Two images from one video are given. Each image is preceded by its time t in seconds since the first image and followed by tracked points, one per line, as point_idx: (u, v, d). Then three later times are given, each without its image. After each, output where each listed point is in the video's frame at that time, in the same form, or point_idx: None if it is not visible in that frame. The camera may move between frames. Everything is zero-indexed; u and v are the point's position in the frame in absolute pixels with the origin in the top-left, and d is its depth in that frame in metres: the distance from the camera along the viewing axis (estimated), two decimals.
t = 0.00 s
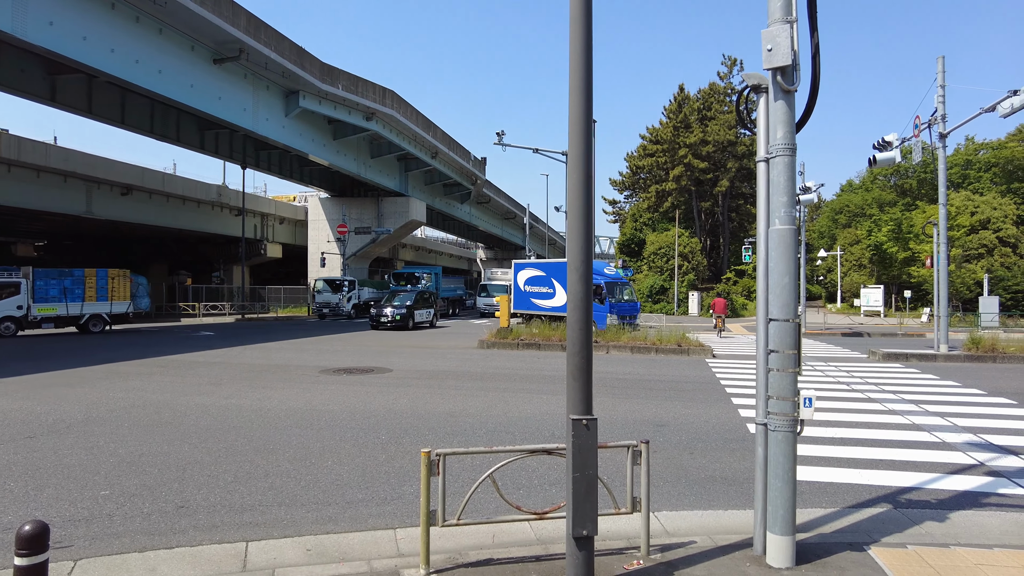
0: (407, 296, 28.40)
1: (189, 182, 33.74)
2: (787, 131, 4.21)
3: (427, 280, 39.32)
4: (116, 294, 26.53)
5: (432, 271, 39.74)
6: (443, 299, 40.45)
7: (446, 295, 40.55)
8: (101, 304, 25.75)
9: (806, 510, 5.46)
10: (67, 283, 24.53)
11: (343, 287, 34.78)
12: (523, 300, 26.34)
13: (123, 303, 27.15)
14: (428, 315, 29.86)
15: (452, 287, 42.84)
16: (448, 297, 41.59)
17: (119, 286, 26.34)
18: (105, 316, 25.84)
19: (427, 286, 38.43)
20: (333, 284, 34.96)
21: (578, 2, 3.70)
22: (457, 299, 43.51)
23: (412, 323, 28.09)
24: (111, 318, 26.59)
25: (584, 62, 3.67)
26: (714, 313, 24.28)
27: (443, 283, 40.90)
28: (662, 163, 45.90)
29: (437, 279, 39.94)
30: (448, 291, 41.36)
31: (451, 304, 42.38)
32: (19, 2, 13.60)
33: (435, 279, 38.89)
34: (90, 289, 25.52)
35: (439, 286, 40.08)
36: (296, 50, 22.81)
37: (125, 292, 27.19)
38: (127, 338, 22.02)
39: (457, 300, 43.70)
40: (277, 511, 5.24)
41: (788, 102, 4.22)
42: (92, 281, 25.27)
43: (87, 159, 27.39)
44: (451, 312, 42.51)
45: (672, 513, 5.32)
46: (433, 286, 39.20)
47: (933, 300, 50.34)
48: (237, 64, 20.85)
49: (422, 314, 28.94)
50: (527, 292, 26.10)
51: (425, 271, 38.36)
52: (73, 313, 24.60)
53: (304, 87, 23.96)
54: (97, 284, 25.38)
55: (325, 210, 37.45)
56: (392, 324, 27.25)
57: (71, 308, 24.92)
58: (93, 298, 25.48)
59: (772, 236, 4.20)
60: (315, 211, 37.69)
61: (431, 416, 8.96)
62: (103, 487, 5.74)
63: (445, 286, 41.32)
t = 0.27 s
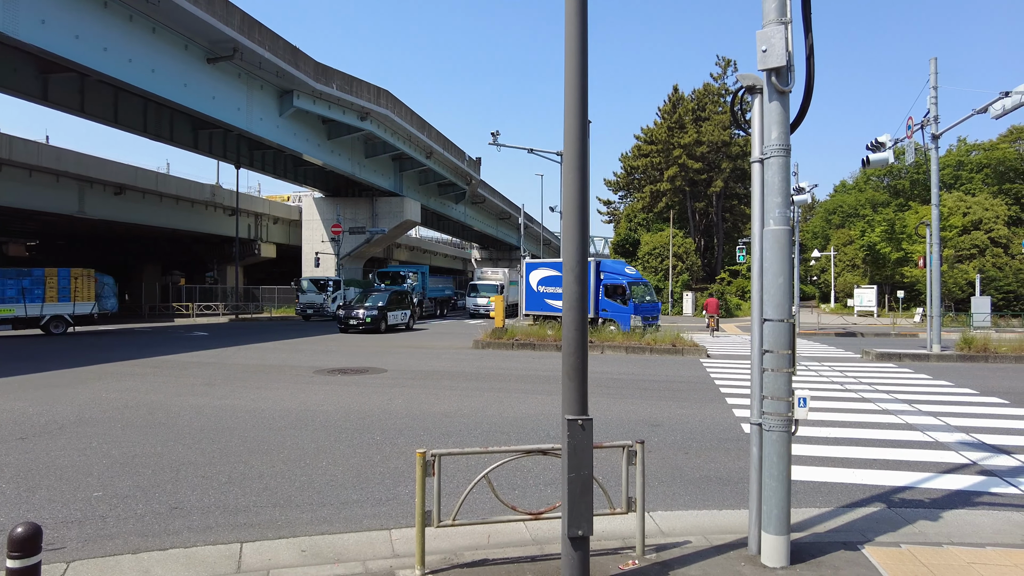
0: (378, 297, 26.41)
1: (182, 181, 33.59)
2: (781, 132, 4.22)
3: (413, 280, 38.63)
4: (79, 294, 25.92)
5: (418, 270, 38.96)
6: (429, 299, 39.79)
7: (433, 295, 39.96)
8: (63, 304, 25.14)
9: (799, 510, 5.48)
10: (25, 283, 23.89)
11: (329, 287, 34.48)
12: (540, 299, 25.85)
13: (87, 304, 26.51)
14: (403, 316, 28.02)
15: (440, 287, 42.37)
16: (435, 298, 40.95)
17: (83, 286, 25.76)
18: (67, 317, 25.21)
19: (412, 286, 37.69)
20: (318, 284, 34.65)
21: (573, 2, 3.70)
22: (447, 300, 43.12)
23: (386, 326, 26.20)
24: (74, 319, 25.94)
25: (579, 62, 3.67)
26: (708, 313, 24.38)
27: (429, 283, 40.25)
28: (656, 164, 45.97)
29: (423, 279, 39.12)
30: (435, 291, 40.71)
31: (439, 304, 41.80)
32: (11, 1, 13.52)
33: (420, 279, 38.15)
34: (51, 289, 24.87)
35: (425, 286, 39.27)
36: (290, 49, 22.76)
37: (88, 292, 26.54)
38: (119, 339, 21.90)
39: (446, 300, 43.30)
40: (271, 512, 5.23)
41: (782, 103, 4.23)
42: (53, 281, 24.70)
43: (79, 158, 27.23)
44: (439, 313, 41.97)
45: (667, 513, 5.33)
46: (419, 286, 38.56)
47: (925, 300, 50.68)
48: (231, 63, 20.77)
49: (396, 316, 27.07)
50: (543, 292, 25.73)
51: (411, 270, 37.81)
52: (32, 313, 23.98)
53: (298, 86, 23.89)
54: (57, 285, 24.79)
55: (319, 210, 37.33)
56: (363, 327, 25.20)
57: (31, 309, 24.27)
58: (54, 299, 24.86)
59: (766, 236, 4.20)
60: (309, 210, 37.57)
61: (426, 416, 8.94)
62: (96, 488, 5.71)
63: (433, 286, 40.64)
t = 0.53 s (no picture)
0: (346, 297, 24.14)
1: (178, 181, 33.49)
2: (778, 133, 4.23)
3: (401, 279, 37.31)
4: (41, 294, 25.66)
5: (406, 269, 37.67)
6: (417, 299, 38.74)
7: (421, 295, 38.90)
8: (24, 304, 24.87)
9: (796, 510, 5.48)
10: None
11: (314, 288, 34.62)
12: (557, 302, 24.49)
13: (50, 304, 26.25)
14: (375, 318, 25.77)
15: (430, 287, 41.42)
16: (424, 298, 39.89)
17: (44, 285, 25.51)
18: (28, 318, 24.94)
19: (399, 286, 36.53)
20: (303, 285, 34.77)
21: (570, 1, 3.70)
22: (438, 299, 42.51)
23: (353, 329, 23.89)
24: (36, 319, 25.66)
25: (577, 63, 3.67)
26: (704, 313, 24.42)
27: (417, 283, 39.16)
28: (653, 164, 46.02)
29: (410, 278, 37.87)
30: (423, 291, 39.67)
31: (427, 305, 40.73)
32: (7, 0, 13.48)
33: (408, 278, 37.06)
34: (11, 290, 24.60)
35: (412, 285, 38.00)
36: (287, 49, 22.73)
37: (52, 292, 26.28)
38: (115, 339, 21.82)
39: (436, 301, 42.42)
40: (268, 513, 5.21)
41: (780, 103, 4.23)
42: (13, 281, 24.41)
43: (74, 158, 27.13)
44: (428, 313, 40.92)
45: (664, 512, 5.33)
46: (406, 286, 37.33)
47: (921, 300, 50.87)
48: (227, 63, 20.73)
49: (366, 318, 24.80)
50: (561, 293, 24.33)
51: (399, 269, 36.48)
52: None
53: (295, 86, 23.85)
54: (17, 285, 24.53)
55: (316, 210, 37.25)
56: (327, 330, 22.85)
57: None
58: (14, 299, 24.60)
59: (763, 237, 4.21)
60: (306, 210, 37.47)
61: (423, 417, 8.92)
62: (92, 490, 5.69)
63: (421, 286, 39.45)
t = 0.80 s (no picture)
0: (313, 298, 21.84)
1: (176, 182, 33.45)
2: (776, 133, 4.24)
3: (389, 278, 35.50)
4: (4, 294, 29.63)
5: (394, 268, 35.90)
6: (406, 299, 37.14)
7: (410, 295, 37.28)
8: None
9: (794, 509, 5.49)
10: None
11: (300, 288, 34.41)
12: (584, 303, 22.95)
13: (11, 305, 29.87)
14: (343, 322, 23.28)
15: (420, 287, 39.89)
16: (413, 298, 38.25)
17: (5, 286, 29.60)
18: None
19: (388, 286, 34.76)
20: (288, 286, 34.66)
21: (569, 1, 3.70)
22: (429, 299, 41.09)
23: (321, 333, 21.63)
24: None
25: (576, 62, 3.67)
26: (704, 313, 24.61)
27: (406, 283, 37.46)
28: (651, 164, 46.06)
29: (398, 277, 36.13)
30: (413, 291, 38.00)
31: (417, 305, 39.14)
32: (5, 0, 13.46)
33: (397, 278, 35.36)
34: None
35: (400, 285, 36.27)
36: (284, 49, 22.72)
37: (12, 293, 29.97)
38: (113, 339, 21.75)
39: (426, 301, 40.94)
40: (266, 514, 5.20)
41: (778, 103, 4.24)
42: None
43: (71, 157, 27.07)
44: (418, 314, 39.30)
45: (663, 512, 5.34)
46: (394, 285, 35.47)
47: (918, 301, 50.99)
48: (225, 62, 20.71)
49: (335, 320, 22.46)
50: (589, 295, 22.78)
51: (386, 267, 34.67)
52: None
53: (292, 86, 23.85)
54: None
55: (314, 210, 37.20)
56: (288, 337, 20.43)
57: None
58: None
59: (762, 237, 4.22)
60: (304, 211, 37.41)
61: (422, 417, 8.91)
62: (89, 490, 5.68)
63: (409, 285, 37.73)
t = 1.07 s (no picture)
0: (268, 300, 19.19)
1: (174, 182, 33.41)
2: (775, 134, 4.24)
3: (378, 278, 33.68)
4: None
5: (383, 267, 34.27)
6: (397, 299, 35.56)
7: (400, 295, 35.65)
8: None
9: (793, 510, 5.50)
10: None
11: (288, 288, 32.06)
12: (617, 304, 22.24)
13: None
14: (301, 326, 20.75)
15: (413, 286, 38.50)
16: (405, 297, 36.78)
17: None
18: None
19: (376, 285, 33.06)
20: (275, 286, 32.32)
21: (569, 1, 3.70)
22: (423, 300, 39.72)
23: (274, 338, 19.16)
24: None
25: (574, 63, 3.68)
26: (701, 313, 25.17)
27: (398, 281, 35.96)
28: (649, 164, 46.11)
29: (388, 276, 34.35)
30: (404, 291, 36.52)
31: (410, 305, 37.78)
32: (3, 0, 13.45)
33: (386, 277, 33.55)
34: None
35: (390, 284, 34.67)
36: (283, 49, 22.71)
37: None
38: (111, 339, 21.72)
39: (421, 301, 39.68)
40: (265, 514, 5.20)
41: (776, 105, 4.25)
42: None
43: (69, 157, 27.03)
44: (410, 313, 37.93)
45: (661, 513, 5.34)
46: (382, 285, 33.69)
47: (916, 301, 51.03)
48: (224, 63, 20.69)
49: (290, 323, 19.97)
50: (623, 295, 22.08)
51: (374, 266, 32.86)
52: None
53: (291, 87, 23.83)
54: None
55: (312, 210, 37.16)
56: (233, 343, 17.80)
57: None
58: None
59: (760, 238, 4.23)
60: (302, 211, 37.40)
61: (420, 417, 8.92)
62: (88, 490, 5.68)
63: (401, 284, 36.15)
